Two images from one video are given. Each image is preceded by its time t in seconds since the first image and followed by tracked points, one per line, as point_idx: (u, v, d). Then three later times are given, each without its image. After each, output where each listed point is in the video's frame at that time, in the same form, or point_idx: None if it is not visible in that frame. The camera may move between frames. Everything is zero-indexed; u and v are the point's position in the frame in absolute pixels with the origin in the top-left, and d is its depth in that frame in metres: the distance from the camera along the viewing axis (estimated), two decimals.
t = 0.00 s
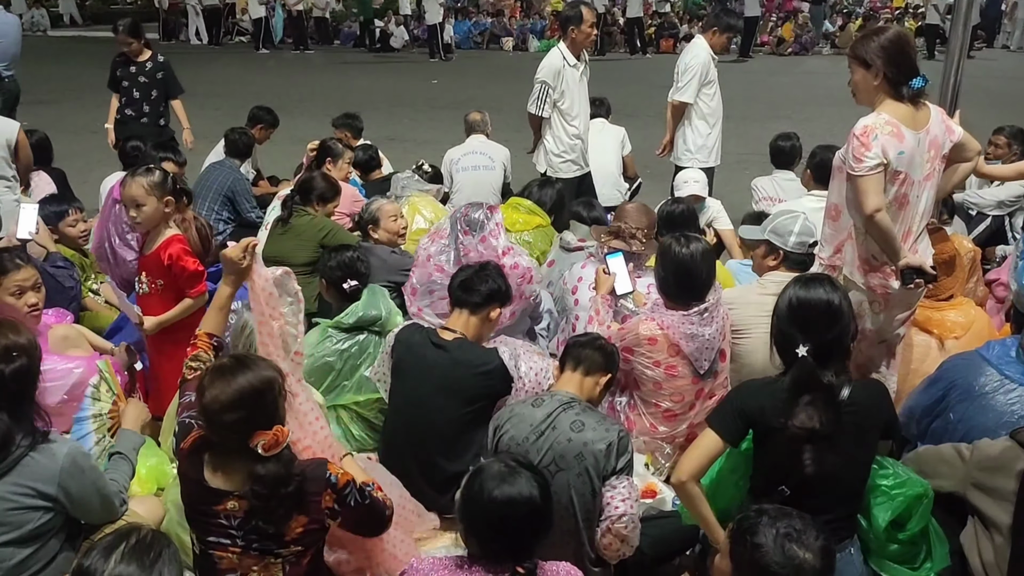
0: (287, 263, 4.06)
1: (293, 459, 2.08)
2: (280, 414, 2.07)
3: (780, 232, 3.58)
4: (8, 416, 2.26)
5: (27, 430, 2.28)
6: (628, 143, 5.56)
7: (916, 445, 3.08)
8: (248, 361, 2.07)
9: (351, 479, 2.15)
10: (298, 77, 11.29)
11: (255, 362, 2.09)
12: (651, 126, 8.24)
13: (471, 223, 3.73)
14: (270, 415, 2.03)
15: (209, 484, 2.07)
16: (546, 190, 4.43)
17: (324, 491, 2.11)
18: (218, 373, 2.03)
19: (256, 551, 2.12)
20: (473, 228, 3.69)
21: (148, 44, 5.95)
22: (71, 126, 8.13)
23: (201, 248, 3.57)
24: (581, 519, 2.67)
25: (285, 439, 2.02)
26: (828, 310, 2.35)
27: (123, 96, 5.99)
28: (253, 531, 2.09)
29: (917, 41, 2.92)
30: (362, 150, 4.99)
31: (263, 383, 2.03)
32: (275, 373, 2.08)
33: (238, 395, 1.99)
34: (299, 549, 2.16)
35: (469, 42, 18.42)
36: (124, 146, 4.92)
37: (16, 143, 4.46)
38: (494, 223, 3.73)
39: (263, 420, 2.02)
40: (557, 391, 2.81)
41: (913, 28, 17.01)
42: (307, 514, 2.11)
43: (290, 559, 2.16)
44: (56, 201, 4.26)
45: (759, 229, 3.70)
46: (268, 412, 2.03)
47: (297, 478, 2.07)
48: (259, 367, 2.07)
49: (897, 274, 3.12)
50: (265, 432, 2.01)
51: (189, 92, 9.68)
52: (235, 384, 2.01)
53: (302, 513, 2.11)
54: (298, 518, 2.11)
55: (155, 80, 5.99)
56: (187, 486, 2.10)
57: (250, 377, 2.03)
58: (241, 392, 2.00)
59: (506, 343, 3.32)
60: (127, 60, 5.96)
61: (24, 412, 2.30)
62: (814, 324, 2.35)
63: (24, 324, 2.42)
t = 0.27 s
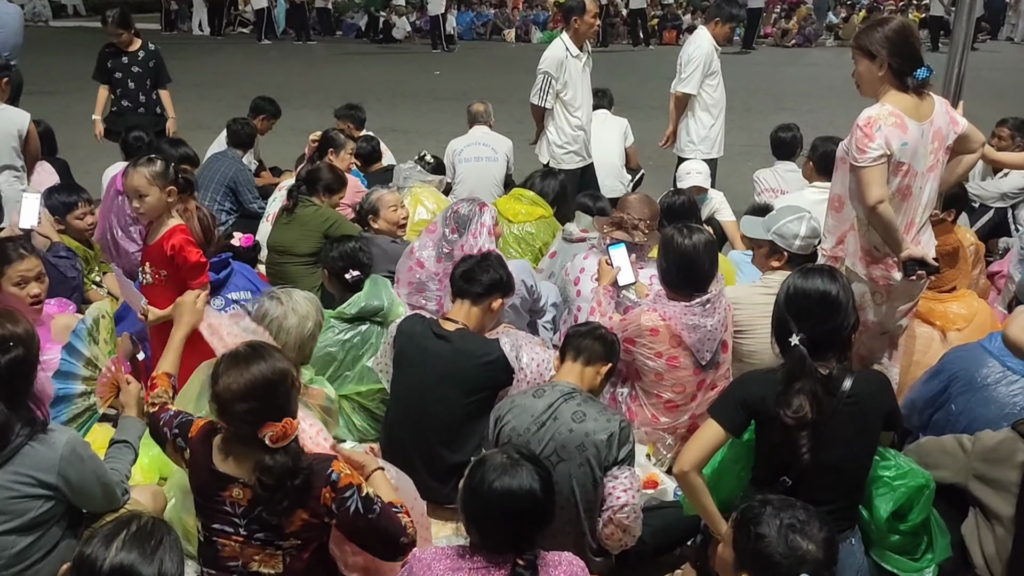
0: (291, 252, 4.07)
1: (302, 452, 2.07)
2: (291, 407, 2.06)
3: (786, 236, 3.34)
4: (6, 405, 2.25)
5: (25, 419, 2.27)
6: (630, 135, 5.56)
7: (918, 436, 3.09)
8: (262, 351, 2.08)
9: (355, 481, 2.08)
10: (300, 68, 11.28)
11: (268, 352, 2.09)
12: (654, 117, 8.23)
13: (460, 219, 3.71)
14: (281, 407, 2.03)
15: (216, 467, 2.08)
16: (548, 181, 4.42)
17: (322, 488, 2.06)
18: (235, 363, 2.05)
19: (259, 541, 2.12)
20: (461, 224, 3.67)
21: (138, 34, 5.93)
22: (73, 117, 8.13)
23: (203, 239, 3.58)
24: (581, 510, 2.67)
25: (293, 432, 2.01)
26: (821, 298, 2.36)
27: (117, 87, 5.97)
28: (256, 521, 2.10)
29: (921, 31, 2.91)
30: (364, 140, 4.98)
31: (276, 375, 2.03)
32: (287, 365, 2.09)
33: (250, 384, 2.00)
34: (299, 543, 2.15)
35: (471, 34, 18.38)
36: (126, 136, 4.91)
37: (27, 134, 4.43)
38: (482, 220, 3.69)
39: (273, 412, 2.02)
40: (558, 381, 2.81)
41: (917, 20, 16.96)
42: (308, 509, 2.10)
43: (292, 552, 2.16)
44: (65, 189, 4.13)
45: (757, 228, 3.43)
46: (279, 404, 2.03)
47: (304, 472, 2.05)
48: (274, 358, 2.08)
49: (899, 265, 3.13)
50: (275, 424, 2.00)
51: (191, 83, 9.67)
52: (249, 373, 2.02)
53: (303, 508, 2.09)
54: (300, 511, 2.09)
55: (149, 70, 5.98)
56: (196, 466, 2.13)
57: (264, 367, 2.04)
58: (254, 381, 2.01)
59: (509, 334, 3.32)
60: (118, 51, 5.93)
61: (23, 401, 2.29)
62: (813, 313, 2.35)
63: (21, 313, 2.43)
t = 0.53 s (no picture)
0: (294, 244, 4.07)
1: (298, 442, 2.08)
2: (289, 397, 2.07)
3: (787, 237, 3.31)
4: (6, 396, 2.25)
5: (25, 410, 2.27)
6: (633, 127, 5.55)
7: (920, 429, 3.09)
8: (262, 341, 2.09)
9: (357, 453, 2.15)
10: (303, 60, 11.26)
11: (269, 342, 2.09)
12: (657, 110, 8.22)
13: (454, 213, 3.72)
14: (278, 396, 2.04)
15: (216, 460, 2.08)
16: (551, 173, 4.42)
17: (327, 468, 2.11)
18: (232, 351, 2.05)
19: (264, 532, 2.12)
20: (456, 218, 3.67)
21: (142, 26, 5.92)
22: (75, 109, 8.12)
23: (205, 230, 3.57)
24: (583, 500, 2.68)
25: (290, 421, 2.03)
26: (822, 289, 2.36)
27: (119, 79, 5.96)
28: (259, 512, 2.10)
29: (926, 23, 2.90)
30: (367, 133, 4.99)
31: (275, 364, 2.04)
32: (287, 355, 2.09)
33: (250, 372, 2.01)
34: (304, 529, 2.17)
35: (474, 26, 18.33)
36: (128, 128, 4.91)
37: (31, 124, 4.42)
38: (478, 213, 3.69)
39: (272, 401, 2.03)
40: (560, 372, 2.81)
41: (921, 13, 16.90)
42: (312, 495, 2.12)
43: (297, 540, 2.17)
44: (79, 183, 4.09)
45: (757, 228, 3.38)
46: (277, 393, 2.04)
47: (302, 461, 2.06)
48: (274, 348, 2.08)
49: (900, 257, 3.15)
50: (272, 413, 2.02)
51: (193, 75, 9.65)
52: (248, 361, 2.03)
53: (308, 493, 2.11)
54: (304, 497, 2.11)
55: (150, 62, 5.97)
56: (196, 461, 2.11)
57: (263, 356, 2.04)
58: (253, 370, 2.02)
59: (511, 326, 3.31)
60: (121, 42, 5.93)
61: (23, 392, 2.29)
62: (813, 304, 2.36)
63: (21, 305, 2.41)
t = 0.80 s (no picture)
0: (298, 237, 4.08)
1: (296, 430, 2.09)
2: (284, 387, 2.07)
3: (786, 233, 3.28)
4: (10, 385, 2.27)
5: (29, 400, 2.29)
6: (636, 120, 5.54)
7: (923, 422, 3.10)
8: (259, 331, 2.09)
9: (352, 433, 2.15)
10: (306, 53, 11.25)
11: (267, 332, 2.10)
12: (660, 104, 8.21)
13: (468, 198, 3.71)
14: (274, 386, 2.04)
15: (213, 452, 2.08)
16: (554, 166, 4.42)
17: (325, 452, 2.12)
18: (228, 340, 2.05)
19: (263, 521, 2.13)
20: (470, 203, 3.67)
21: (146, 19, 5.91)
22: (78, 101, 8.12)
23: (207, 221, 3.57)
24: (585, 492, 2.68)
25: (287, 410, 2.02)
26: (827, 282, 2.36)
27: (124, 71, 5.96)
28: (259, 501, 2.11)
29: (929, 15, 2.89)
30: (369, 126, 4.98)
31: (271, 354, 2.04)
32: (284, 345, 2.09)
33: (246, 361, 2.01)
34: (305, 516, 2.19)
35: (477, 19, 18.30)
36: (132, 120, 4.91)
37: (35, 116, 4.42)
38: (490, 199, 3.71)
39: (268, 390, 2.03)
40: (563, 364, 2.81)
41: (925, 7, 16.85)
42: (313, 479, 2.13)
43: (297, 528, 2.18)
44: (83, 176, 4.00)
45: (756, 224, 3.34)
46: (273, 382, 2.04)
47: (300, 449, 2.07)
48: (270, 338, 2.08)
49: (902, 249, 3.13)
50: (269, 402, 2.01)
51: (196, 68, 9.65)
52: (244, 351, 2.03)
53: (309, 478, 2.13)
54: (304, 483, 2.13)
55: (156, 55, 5.98)
56: (194, 454, 2.10)
57: (259, 346, 2.04)
58: (249, 360, 2.02)
59: (515, 318, 3.32)
60: (127, 35, 5.91)
61: (27, 381, 2.30)
62: (816, 295, 2.36)
63: (27, 296, 2.42)
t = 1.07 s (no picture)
0: (301, 229, 4.07)
1: (287, 420, 2.08)
2: (276, 375, 2.07)
3: (786, 230, 3.24)
4: (16, 376, 2.28)
5: (34, 391, 2.31)
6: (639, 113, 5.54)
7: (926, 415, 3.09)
8: (251, 321, 2.08)
9: (344, 420, 2.15)
10: (309, 46, 11.25)
11: (261, 323, 2.09)
12: (663, 97, 8.20)
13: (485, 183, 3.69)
14: (265, 375, 2.03)
15: (208, 446, 2.06)
16: (557, 159, 4.42)
17: (315, 440, 2.12)
18: (219, 330, 2.05)
19: (263, 513, 2.14)
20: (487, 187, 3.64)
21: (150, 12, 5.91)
22: (82, 95, 8.13)
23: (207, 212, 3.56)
24: (587, 484, 2.68)
25: (277, 400, 2.02)
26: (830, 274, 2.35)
27: (128, 65, 5.97)
28: (257, 493, 2.10)
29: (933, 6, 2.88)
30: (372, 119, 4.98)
31: (262, 344, 2.03)
32: (276, 336, 2.08)
33: (238, 351, 2.01)
34: (304, 503, 2.19)
35: (480, 13, 18.27)
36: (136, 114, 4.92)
37: (39, 108, 4.43)
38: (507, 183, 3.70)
39: (258, 378, 2.03)
40: (565, 356, 2.80)
41: None
42: (309, 468, 2.13)
43: (298, 516, 2.19)
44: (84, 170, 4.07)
45: (756, 221, 3.30)
46: (264, 371, 2.03)
47: (291, 440, 2.06)
48: (262, 329, 2.07)
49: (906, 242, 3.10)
50: (258, 392, 2.01)
51: (200, 61, 9.66)
52: (235, 342, 2.02)
53: (304, 467, 2.13)
54: (299, 471, 2.13)
55: (161, 49, 5.99)
56: (189, 451, 2.09)
57: (251, 337, 2.03)
58: (241, 350, 2.01)
59: (516, 310, 3.32)
60: (131, 29, 5.90)
61: (31, 372, 2.32)
62: (816, 287, 2.35)
63: (35, 286, 2.43)
